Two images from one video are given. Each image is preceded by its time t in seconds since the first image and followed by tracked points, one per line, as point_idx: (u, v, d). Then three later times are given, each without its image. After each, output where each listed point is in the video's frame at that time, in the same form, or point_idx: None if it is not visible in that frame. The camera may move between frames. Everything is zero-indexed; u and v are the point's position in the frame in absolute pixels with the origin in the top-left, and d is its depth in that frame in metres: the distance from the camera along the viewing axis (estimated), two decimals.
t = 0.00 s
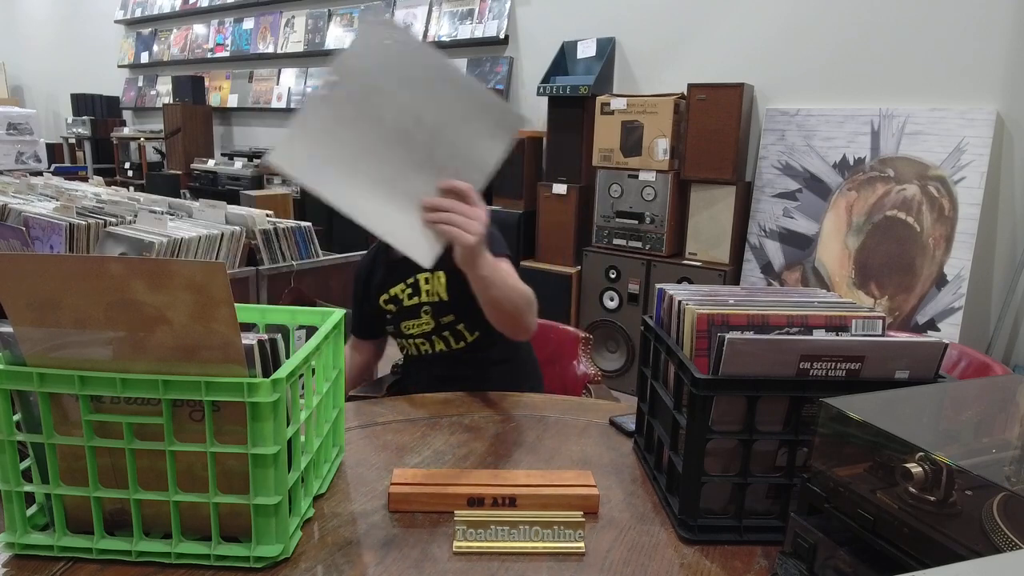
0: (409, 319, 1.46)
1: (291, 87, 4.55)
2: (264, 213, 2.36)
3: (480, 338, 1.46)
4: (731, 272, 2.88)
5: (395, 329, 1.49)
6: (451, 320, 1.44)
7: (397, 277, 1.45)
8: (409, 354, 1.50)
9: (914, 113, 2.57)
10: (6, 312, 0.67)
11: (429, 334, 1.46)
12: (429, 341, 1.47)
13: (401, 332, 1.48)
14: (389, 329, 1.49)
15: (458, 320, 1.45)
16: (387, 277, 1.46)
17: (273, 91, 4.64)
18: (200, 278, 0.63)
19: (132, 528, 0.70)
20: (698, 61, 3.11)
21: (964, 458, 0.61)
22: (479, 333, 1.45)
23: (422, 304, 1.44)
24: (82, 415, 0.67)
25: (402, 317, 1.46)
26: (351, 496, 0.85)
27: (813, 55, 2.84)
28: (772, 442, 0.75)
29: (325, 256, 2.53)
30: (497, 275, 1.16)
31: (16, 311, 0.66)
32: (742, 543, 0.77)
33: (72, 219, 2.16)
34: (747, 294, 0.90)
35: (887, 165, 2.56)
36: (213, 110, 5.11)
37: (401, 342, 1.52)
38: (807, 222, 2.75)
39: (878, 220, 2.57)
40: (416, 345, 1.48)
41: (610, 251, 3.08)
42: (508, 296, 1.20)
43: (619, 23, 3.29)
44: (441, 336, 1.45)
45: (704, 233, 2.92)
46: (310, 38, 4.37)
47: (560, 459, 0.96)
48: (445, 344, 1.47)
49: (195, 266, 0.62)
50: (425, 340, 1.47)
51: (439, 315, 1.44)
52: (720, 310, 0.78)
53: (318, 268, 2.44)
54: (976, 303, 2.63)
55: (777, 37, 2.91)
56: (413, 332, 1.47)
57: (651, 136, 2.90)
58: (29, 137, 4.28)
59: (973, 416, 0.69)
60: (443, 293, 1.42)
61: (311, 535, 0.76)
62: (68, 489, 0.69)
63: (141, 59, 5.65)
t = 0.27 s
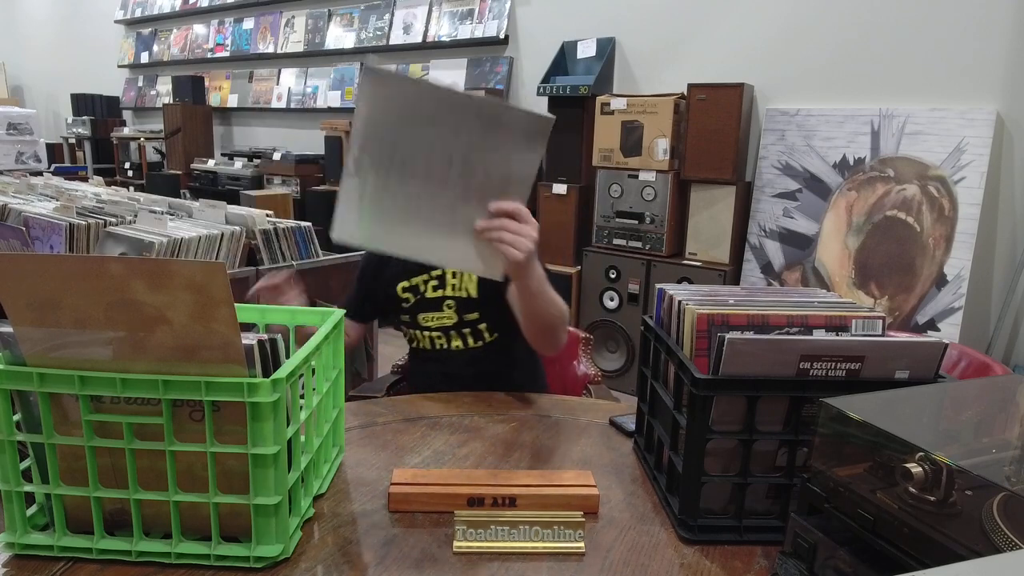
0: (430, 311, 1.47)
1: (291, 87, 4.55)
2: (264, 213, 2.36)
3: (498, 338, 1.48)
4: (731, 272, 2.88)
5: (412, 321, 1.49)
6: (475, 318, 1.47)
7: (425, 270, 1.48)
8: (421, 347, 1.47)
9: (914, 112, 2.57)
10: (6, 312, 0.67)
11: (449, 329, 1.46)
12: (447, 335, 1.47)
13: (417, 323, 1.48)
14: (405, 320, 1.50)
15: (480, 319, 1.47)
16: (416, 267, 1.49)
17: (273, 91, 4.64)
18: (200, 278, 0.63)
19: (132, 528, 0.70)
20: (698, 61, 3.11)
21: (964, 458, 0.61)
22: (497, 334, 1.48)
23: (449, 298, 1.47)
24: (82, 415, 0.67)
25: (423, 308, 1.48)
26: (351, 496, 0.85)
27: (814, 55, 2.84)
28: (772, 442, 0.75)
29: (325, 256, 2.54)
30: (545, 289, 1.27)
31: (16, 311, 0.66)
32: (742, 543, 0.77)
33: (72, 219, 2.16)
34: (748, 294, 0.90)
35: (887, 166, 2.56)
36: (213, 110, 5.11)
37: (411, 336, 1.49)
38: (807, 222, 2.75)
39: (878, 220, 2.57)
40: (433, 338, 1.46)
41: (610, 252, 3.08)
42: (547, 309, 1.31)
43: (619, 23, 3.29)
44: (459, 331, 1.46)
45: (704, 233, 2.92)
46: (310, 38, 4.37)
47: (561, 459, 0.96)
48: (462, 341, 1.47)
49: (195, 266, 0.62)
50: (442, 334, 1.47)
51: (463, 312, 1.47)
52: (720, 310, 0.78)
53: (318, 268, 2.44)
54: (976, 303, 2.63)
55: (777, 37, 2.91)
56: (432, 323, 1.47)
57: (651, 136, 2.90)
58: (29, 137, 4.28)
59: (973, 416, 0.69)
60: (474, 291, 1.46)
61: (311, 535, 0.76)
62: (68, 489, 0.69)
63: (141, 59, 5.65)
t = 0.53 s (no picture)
0: (459, 309, 1.47)
1: (291, 87, 4.55)
2: (264, 213, 2.36)
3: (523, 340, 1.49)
4: (731, 272, 2.88)
5: (439, 318, 1.48)
6: (508, 317, 1.48)
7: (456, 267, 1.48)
8: (447, 345, 1.47)
9: (914, 113, 2.57)
10: (6, 312, 0.67)
11: (479, 327, 1.47)
12: (474, 334, 1.47)
13: (444, 320, 1.48)
14: (430, 317, 1.48)
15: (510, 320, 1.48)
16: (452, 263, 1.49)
17: (273, 91, 4.64)
18: (200, 278, 0.63)
19: (132, 528, 0.70)
20: (698, 61, 3.11)
21: (964, 458, 0.61)
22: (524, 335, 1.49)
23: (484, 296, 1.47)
24: (82, 415, 0.67)
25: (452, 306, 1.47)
26: (351, 496, 0.85)
27: (814, 55, 2.84)
28: (772, 442, 0.75)
29: (325, 256, 2.54)
30: (579, 300, 1.33)
31: (16, 312, 0.66)
32: (741, 543, 0.77)
33: (72, 219, 2.16)
34: (747, 294, 0.90)
35: (887, 165, 2.56)
36: (213, 110, 5.11)
37: (436, 333, 1.48)
38: (807, 222, 2.75)
39: (878, 220, 2.57)
40: (459, 336, 1.46)
41: (611, 252, 3.08)
42: (578, 320, 1.36)
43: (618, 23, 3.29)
44: (488, 330, 1.47)
45: (704, 233, 2.92)
46: (310, 38, 4.37)
47: (561, 459, 0.96)
48: (489, 340, 1.47)
49: (195, 266, 0.62)
50: (470, 332, 1.47)
51: (495, 311, 1.47)
52: (720, 310, 0.78)
53: (318, 268, 2.44)
54: (976, 303, 2.62)
55: (777, 37, 2.91)
56: (461, 321, 1.47)
57: (651, 136, 2.90)
58: (28, 137, 4.28)
59: (973, 416, 0.69)
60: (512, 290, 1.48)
61: (311, 535, 0.76)
62: (68, 489, 0.69)
63: (141, 59, 5.65)
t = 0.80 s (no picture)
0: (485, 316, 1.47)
1: (291, 87, 4.55)
2: (264, 213, 2.36)
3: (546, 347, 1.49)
4: (731, 272, 2.88)
5: (464, 323, 1.48)
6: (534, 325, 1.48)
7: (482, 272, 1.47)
8: (469, 349, 1.48)
9: (914, 113, 2.57)
10: (6, 313, 0.67)
11: (504, 335, 1.47)
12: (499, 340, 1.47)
13: (468, 326, 1.48)
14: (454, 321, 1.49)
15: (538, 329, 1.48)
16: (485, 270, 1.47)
17: (273, 91, 4.64)
18: (200, 278, 0.63)
19: (132, 528, 0.70)
20: (698, 61, 3.11)
21: (964, 458, 0.61)
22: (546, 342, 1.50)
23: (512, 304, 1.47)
24: (82, 415, 0.67)
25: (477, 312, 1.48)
26: (351, 496, 0.85)
27: (814, 55, 2.84)
28: (772, 442, 0.75)
29: (325, 256, 2.54)
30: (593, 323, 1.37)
31: (16, 311, 0.66)
32: (742, 543, 0.77)
33: (72, 219, 2.16)
34: (748, 294, 0.90)
35: (887, 165, 2.56)
36: (213, 110, 5.11)
37: (458, 337, 1.48)
38: (807, 222, 2.75)
39: (878, 220, 2.57)
40: (482, 342, 1.47)
41: (611, 252, 3.08)
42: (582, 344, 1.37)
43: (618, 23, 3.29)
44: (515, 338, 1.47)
45: (704, 233, 2.92)
46: (310, 38, 4.37)
47: (561, 459, 0.96)
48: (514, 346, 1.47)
49: (195, 266, 0.62)
50: (494, 338, 1.47)
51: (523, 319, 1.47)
52: (720, 310, 0.78)
53: (318, 268, 2.44)
54: (976, 303, 2.62)
55: (777, 37, 2.91)
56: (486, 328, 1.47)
57: (651, 136, 2.90)
58: (29, 137, 4.28)
59: (973, 416, 0.69)
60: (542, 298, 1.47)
61: (311, 535, 0.76)
62: (68, 489, 0.69)
63: (141, 59, 5.65)
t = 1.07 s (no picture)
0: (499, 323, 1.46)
1: (291, 87, 4.55)
2: (264, 213, 2.36)
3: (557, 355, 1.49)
4: (731, 272, 2.89)
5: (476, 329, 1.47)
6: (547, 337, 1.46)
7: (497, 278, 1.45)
8: (480, 356, 1.48)
9: (914, 113, 2.57)
10: (6, 312, 0.67)
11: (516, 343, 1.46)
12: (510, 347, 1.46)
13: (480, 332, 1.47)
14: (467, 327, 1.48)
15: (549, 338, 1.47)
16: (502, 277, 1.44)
17: (273, 91, 4.64)
18: (200, 278, 0.63)
19: (132, 528, 0.70)
20: (698, 61, 3.11)
21: (964, 458, 0.61)
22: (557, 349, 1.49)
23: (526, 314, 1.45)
24: (82, 415, 0.67)
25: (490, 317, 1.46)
26: (351, 496, 0.85)
27: (814, 55, 2.84)
28: (772, 442, 0.75)
29: (325, 256, 2.54)
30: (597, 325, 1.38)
31: (16, 312, 0.66)
32: (741, 543, 0.77)
33: (72, 219, 2.16)
34: (748, 294, 0.90)
35: (887, 166, 2.56)
36: (213, 110, 5.11)
37: (469, 344, 1.48)
38: (807, 222, 2.75)
39: (878, 220, 2.57)
40: (494, 350, 1.47)
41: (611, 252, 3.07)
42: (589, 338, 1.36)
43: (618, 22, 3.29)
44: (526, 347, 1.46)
45: (704, 233, 2.92)
46: (310, 38, 4.37)
47: (561, 458, 0.96)
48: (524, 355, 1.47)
49: (194, 266, 0.62)
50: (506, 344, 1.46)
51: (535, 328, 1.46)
52: (720, 310, 0.78)
53: (318, 268, 2.45)
54: (976, 303, 2.62)
55: (777, 37, 2.91)
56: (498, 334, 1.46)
57: (651, 136, 2.90)
58: (29, 137, 4.28)
59: (973, 416, 0.69)
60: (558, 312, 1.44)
61: (311, 535, 0.76)
62: (68, 489, 0.69)
63: (141, 59, 5.65)
